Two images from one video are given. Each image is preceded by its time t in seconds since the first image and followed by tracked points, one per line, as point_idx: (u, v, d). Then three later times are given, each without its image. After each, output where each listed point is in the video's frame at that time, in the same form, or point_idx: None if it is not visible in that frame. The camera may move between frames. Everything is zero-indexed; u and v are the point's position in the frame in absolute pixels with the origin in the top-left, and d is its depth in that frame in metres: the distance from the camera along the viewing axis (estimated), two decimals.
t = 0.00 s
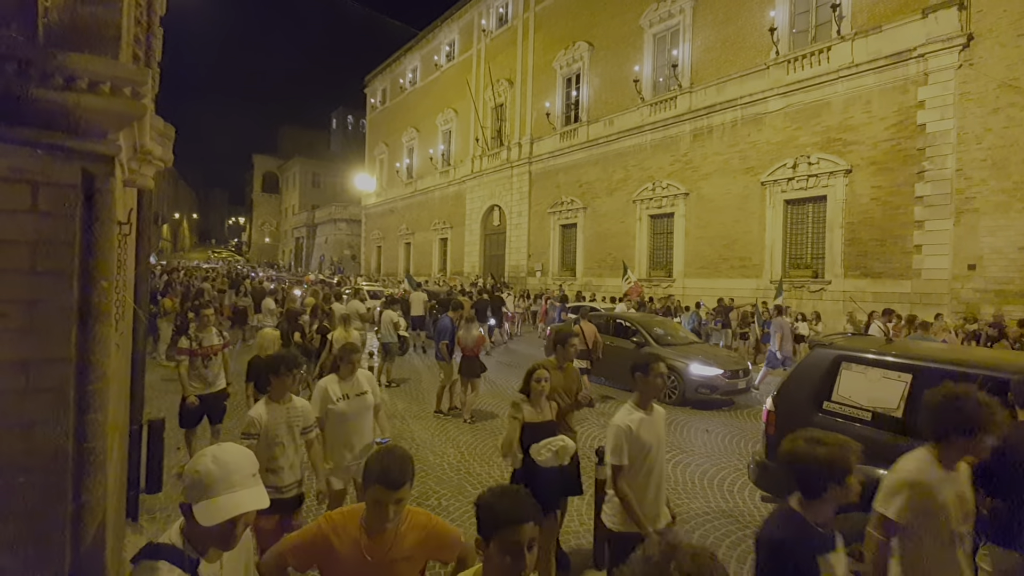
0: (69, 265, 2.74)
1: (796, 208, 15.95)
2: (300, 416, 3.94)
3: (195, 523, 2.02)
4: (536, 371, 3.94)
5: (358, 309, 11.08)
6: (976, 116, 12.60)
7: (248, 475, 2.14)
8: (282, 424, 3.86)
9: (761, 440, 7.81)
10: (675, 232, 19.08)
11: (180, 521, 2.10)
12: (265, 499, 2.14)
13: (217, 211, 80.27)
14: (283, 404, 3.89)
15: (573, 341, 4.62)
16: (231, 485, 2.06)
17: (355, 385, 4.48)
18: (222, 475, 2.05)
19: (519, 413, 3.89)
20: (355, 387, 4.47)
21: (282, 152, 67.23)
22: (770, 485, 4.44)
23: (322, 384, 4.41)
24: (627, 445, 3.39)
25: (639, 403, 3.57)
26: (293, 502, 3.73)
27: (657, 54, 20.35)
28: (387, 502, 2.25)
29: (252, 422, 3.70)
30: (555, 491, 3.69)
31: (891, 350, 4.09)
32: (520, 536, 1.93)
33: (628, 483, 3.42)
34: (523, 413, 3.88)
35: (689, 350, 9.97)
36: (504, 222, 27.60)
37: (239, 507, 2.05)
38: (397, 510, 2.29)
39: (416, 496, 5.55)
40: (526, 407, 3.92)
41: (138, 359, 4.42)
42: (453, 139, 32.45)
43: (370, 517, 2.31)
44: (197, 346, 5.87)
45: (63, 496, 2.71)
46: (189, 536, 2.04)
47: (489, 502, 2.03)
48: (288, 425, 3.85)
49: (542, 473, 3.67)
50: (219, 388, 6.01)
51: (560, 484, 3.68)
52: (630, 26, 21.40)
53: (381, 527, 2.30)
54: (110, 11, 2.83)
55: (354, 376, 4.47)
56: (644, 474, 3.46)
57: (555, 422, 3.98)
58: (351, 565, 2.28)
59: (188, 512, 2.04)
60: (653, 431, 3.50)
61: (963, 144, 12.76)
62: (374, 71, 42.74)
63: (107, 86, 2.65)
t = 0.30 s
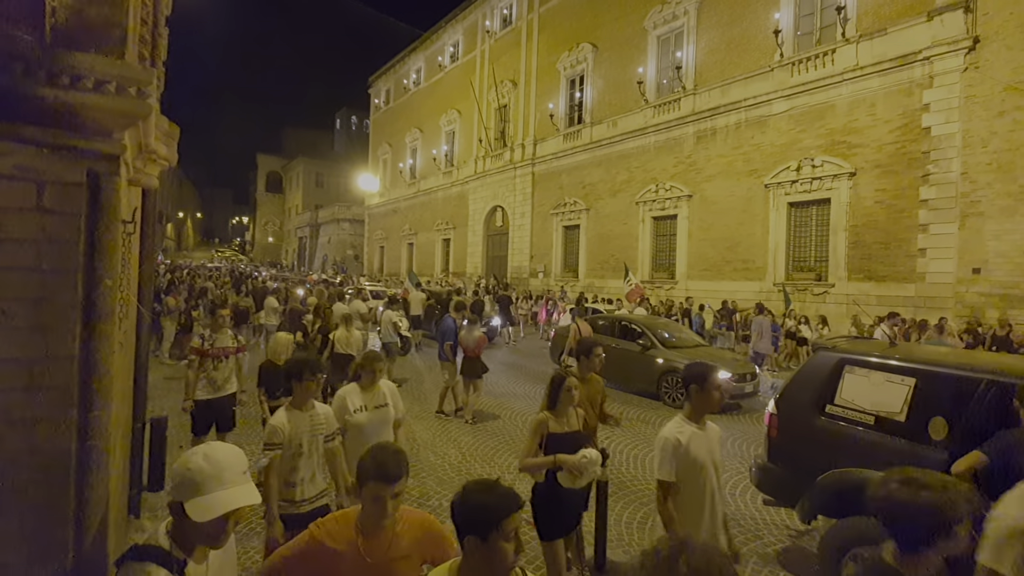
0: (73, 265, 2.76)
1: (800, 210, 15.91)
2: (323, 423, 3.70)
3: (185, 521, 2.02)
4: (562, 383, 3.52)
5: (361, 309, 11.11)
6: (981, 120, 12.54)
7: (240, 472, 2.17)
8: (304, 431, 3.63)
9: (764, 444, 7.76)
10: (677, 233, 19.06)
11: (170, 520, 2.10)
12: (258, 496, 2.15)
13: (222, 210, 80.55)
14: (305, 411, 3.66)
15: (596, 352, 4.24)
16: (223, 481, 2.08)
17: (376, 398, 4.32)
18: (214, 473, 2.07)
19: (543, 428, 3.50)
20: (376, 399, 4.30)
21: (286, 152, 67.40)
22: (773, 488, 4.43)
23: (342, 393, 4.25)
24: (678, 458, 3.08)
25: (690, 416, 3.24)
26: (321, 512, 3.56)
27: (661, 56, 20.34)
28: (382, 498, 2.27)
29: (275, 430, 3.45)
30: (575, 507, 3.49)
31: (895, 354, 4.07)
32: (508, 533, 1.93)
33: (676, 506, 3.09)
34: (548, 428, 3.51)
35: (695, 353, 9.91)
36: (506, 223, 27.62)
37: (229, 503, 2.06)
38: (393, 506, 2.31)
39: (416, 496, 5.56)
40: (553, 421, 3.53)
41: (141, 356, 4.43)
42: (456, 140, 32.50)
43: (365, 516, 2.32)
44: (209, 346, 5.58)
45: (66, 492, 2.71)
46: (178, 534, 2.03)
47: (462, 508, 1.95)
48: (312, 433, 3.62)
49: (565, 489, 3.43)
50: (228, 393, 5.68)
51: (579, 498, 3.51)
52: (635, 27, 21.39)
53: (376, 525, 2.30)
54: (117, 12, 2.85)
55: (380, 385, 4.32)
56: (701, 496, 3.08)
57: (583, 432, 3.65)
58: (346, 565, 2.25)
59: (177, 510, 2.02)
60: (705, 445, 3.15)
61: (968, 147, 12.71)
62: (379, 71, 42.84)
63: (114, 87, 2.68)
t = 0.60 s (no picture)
0: (74, 261, 2.75)
1: (801, 213, 15.89)
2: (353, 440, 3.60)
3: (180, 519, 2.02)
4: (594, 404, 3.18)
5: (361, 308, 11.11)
6: (984, 123, 12.52)
7: (234, 468, 2.15)
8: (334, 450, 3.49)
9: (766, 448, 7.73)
10: (679, 235, 19.04)
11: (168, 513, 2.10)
12: (252, 494, 2.13)
13: (223, 208, 80.58)
14: (336, 428, 3.56)
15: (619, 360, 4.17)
16: (218, 486, 2.05)
17: (398, 402, 4.23)
18: (208, 472, 2.04)
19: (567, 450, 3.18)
20: (396, 405, 4.21)
21: (288, 150, 67.42)
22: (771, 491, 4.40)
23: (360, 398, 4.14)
24: (723, 480, 2.90)
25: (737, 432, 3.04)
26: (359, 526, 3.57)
27: (664, 57, 20.34)
28: (364, 495, 2.26)
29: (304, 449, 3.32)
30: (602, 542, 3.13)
31: (896, 358, 4.06)
32: (491, 533, 1.93)
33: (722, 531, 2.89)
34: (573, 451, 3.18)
35: (701, 356, 9.82)
36: (507, 223, 27.61)
37: (225, 512, 2.03)
38: (375, 504, 2.31)
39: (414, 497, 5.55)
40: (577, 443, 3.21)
41: (141, 354, 4.43)
42: (458, 140, 32.50)
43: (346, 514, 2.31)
44: (215, 347, 5.35)
45: (63, 489, 2.70)
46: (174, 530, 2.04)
47: (441, 513, 1.94)
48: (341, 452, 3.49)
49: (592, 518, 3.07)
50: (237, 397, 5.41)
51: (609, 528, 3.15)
52: (638, 29, 21.37)
53: (359, 525, 2.29)
54: (120, 8, 2.84)
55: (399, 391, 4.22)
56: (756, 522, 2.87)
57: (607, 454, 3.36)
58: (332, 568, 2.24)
59: (174, 506, 2.03)
60: (758, 468, 2.95)
61: (971, 151, 12.68)
62: (381, 71, 42.86)
63: (116, 83, 2.67)
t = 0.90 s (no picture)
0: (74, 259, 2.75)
1: (802, 216, 15.89)
2: (391, 445, 3.50)
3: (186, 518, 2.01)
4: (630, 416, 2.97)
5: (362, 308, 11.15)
6: (985, 127, 12.52)
7: (241, 469, 2.13)
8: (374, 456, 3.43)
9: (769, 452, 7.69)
10: (679, 237, 19.04)
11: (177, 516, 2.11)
12: (257, 499, 2.11)
13: (224, 207, 80.59)
14: (373, 433, 3.45)
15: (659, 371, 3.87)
16: (230, 486, 2.05)
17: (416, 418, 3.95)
18: (216, 473, 2.03)
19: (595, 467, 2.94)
20: (414, 419, 3.94)
21: (289, 150, 67.47)
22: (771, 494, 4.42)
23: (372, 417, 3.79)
24: (790, 513, 2.63)
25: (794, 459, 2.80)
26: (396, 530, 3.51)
27: (665, 59, 20.36)
28: (346, 494, 2.25)
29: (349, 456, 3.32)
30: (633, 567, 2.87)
31: (897, 361, 4.04)
32: (486, 536, 1.92)
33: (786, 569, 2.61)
34: (607, 466, 2.95)
35: (711, 359, 9.72)
36: (508, 224, 27.61)
37: (238, 509, 2.04)
38: (354, 502, 2.29)
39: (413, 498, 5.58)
40: (606, 458, 2.97)
41: (141, 352, 4.42)
42: (459, 141, 32.50)
43: (325, 513, 2.30)
44: (221, 354, 5.22)
45: (63, 486, 2.70)
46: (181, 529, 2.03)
47: (434, 514, 1.94)
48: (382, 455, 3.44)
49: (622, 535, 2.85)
50: (244, 402, 5.37)
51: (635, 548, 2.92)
52: (639, 31, 21.38)
53: (341, 526, 2.29)
54: (123, 7, 2.84)
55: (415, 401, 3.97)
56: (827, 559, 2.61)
57: (638, 468, 3.09)
58: (316, 569, 2.23)
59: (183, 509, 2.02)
60: (828, 497, 2.69)
61: (972, 154, 12.68)
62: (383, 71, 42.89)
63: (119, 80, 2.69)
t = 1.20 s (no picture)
0: (74, 256, 2.73)
1: (802, 219, 15.90)
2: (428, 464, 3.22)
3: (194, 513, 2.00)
4: (675, 442, 2.96)
5: (361, 308, 11.17)
6: (986, 132, 12.53)
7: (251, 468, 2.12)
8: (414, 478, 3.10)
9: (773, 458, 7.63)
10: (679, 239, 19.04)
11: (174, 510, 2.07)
12: (269, 494, 2.13)
13: (224, 206, 80.55)
14: (409, 453, 3.14)
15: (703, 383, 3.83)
16: (236, 484, 2.03)
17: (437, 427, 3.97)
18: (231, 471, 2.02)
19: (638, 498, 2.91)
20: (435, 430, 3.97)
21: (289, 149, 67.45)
22: (770, 495, 4.42)
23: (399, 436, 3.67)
24: (876, 549, 2.30)
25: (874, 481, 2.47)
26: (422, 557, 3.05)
27: (667, 61, 20.37)
28: (329, 496, 2.23)
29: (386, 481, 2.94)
30: None
31: (899, 365, 4.04)
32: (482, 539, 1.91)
33: None
34: (646, 500, 2.90)
35: (722, 364, 9.57)
36: (508, 225, 27.60)
37: (245, 510, 2.02)
38: (338, 503, 2.28)
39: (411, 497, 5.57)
40: (646, 490, 2.92)
41: (140, 349, 4.41)
42: (460, 141, 32.49)
43: (309, 514, 2.28)
44: (226, 355, 5.15)
45: (61, 484, 2.69)
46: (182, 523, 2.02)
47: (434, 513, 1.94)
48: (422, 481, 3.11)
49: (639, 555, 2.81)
50: (249, 404, 5.29)
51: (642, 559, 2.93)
52: (641, 33, 21.39)
53: (325, 526, 2.28)
54: (125, 3, 2.83)
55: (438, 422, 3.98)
56: None
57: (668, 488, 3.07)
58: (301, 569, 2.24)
59: (187, 505, 1.99)
60: (909, 529, 2.40)
61: (972, 158, 12.69)
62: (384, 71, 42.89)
63: (120, 76, 2.67)
